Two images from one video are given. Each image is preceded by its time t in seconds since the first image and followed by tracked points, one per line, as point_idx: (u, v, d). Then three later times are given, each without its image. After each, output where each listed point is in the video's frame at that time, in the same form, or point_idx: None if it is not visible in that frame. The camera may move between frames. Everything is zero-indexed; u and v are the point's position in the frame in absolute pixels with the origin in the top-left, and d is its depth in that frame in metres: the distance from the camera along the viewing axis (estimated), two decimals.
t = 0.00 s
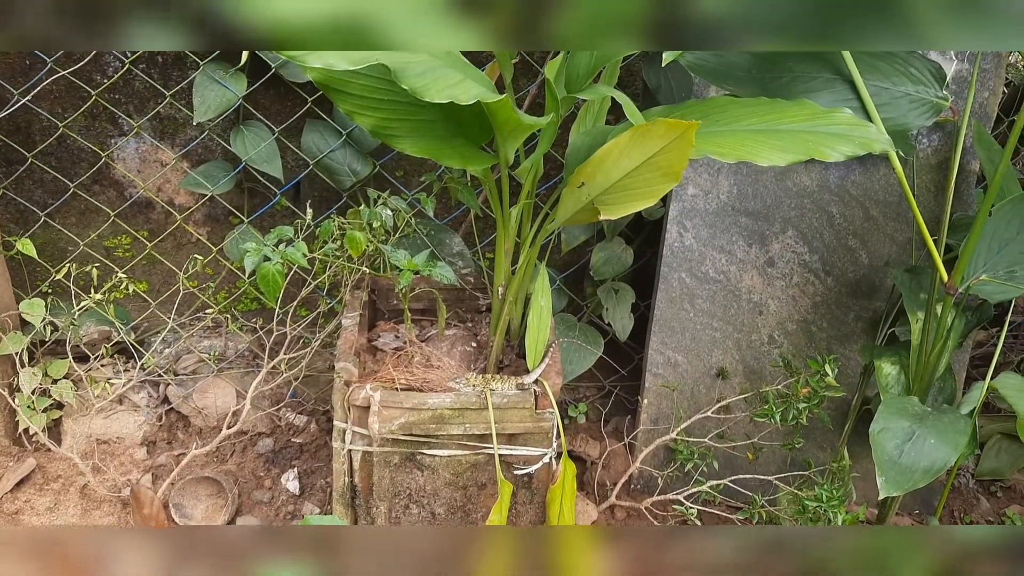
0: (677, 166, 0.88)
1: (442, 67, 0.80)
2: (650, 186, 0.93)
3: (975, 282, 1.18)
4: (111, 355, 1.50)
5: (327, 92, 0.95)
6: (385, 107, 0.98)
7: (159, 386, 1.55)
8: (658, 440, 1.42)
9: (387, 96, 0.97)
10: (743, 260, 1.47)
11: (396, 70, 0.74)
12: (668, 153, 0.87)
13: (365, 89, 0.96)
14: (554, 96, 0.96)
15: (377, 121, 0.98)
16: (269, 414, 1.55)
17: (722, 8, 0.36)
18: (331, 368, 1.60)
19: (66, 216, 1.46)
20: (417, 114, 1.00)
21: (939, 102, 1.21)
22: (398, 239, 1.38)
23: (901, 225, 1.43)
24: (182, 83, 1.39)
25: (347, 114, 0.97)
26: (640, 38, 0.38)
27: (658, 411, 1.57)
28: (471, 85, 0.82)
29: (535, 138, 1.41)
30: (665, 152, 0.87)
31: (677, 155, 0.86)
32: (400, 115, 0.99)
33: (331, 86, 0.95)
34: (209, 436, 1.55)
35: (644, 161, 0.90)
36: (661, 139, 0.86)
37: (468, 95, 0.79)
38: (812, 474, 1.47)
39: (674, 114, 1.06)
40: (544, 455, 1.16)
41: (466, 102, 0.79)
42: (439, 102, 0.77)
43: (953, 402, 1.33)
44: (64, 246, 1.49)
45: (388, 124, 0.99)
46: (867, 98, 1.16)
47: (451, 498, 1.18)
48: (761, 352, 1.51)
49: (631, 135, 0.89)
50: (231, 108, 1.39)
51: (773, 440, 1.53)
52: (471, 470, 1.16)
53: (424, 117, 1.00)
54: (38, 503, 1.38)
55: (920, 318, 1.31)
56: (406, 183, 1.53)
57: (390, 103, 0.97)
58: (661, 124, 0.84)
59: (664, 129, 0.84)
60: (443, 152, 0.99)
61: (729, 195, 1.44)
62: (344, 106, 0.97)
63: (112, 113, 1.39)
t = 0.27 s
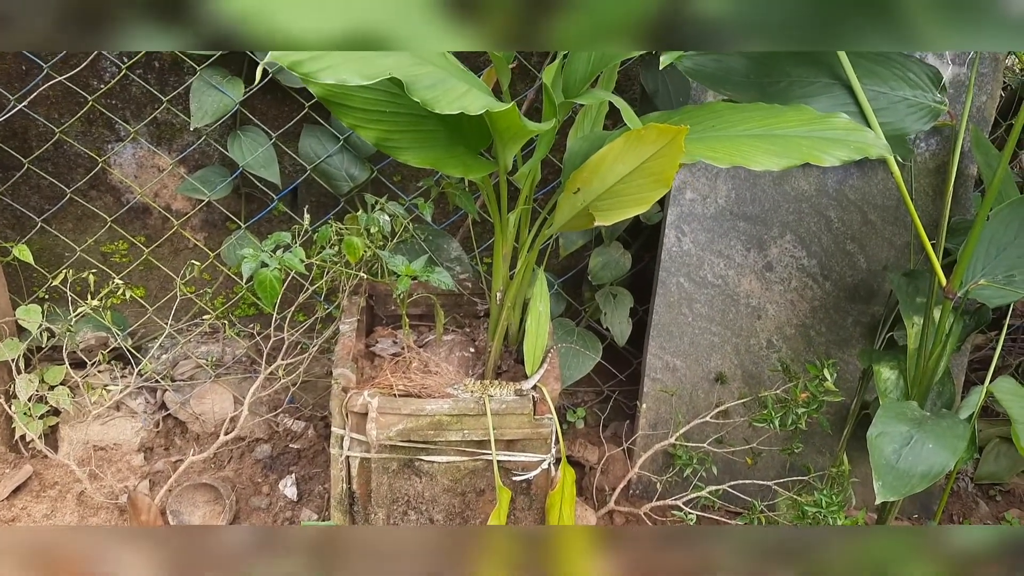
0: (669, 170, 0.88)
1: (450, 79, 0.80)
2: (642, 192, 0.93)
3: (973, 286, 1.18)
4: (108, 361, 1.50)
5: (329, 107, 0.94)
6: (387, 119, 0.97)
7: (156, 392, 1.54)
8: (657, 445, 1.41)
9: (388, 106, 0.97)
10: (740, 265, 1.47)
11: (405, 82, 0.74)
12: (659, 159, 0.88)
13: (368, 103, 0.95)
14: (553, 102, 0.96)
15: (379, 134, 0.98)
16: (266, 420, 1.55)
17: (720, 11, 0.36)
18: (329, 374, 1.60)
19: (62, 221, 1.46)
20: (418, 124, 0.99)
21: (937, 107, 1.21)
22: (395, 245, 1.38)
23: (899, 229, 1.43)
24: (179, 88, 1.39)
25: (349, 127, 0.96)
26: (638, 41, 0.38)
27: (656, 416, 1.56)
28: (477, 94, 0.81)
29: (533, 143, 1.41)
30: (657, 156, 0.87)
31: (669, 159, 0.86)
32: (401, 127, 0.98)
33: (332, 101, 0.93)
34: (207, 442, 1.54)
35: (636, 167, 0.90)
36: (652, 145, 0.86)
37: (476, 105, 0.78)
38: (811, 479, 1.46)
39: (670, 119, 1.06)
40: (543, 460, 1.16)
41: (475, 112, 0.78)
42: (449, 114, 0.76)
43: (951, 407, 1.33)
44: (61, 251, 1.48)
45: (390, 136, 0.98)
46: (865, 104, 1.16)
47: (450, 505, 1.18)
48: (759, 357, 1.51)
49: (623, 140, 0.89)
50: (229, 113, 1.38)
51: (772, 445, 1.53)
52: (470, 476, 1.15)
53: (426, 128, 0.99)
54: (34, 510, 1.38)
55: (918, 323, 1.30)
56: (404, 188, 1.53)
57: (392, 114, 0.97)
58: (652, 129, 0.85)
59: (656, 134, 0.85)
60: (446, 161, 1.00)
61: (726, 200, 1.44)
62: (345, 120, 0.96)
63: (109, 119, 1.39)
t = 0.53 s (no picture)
0: (671, 176, 0.88)
1: (433, 83, 0.83)
2: (643, 197, 0.93)
3: (970, 292, 1.17)
4: (103, 367, 1.49)
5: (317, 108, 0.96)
6: (376, 121, 0.98)
7: (151, 398, 1.54)
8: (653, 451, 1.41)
9: (377, 108, 0.97)
10: (738, 270, 1.46)
11: (381, 87, 0.76)
12: (660, 163, 0.88)
13: (357, 105, 0.97)
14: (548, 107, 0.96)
15: (368, 135, 0.99)
16: (262, 426, 1.54)
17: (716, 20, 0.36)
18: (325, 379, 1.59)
19: (58, 226, 1.46)
20: (408, 127, 0.99)
21: (934, 112, 1.21)
22: (391, 250, 1.38)
23: (897, 234, 1.43)
24: (174, 93, 1.39)
25: (338, 128, 0.98)
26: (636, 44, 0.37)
27: (653, 421, 1.56)
28: (460, 101, 0.83)
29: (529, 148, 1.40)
30: (659, 162, 0.87)
31: (671, 165, 0.86)
32: (391, 129, 0.99)
33: (321, 102, 0.95)
34: (202, 448, 1.54)
35: (636, 172, 0.90)
36: (652, 151, 0.86)
37: (455, 112, 0.80)
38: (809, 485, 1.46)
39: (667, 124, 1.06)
40: (539, 467, 1.15)
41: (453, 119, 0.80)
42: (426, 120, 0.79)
43: (949, 413, 1.32)
44: (56, 256, 1.48)
45: (380, 138, 0.99)
46: (862, 109, 1.15)
47: (445, 511, 1.17)
48: (757, 362, 1.50)
49: (623, 146, 0.89)
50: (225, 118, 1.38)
51: (769, 451, 1.53)
52: (465, 483, 1.15)
53: (416, 130, 0.99)
54: (28, 517, 1.37)
55: (916, 328, 1.30)
56: (401, 193, 1.52)
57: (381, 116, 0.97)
58: (653, 135, 0.85)
59: (657, 140, 0.85)
60: (436, 165, 1.00)
61: (724, 205, 1.43)
62: (334, 121, 0.97)
63: (104, 124, 1.39)
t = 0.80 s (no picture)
0: (657, 186, 0.89)
1: (422, 92, 0.83)
2: (632, 207, 0.93)
3: (968, 300, 1.17)
4: (104, 375, 1.50)
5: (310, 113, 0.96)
6: (370, 127, 0.98)
7: (152, 405, 1.55)
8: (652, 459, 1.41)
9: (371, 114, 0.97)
10: (737, 277, 1.46)
11: (367, 96, 0.78)
12: (647, 174, 0.89)
13: (351, 111, 0.97)
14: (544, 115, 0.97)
15: (361, 141, 0.99)
16: (262, 434, 1.54)
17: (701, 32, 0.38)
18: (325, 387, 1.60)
19: (59, 234, 1.47)
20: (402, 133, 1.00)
21: (929, 120, 1.21)
22: (390, 258, 1.38)
23: (895, 242, 1.43)
24: (176, 102, 1.40)
25: (331, 134, 0.98)
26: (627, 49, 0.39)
27: (653, 429, 1.56)
28: (450, 110, 0.83)
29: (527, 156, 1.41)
30: (646, 172, 0.88)
31: (657, 175, 0.87)
32: (385, 135, 0.99)
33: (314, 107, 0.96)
34: (202, 455, 1.54)
35: (624, 182, 0.91)
36: (640, 161, 0.87)
37: (441, 120, 0.81)
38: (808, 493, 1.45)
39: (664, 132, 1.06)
40: (537, 475, 1.15)
41: (439, 128, 0.81)
42: (411, 128, 0.80)
43: (948, 421, 1.32)
44: (58, 264, 1.49)
45: (374, 144, 0.99)
46: (858, 117, 1.15)
47: (443, 519, 1.17)
48: (756, 370, 1.50)
49: (612, 155, 0.90)
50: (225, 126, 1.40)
51: (769, 459, 1.52)
52: (464, 490, 1.15)
53: (409, 137, 1.00)
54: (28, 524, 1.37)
55: (915, 336, 1.29)
56: (400, 202, 1.53)
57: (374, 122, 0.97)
58: (639, 144, 0.86)
59: (643, 149, 0.86)
60: (430, 172, 1.00)
61: (723, 213, 1.44)
62: (327, 126, 0.98)
63: (106, 132, 1.40)
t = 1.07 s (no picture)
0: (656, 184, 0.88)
1: (427, 89, 0.83)
2: (631, 205, 0.93)
3: (975, 297, 1.17)
4: (106, 373, 1.50)
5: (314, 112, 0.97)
6: (374, 126, 0.98)
7: (154, 403, 1.54)
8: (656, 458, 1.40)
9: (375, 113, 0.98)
10: (742, 276, 1.46)
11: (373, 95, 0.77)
12: (645, 172, 0.88)
13: (356, 110, 0.97)
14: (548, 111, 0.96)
15: (366, 140, 0.99)
16: (264, 432, 1.54)
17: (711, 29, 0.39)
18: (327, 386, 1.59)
19: (62, 232, 1.47)
20: (406, 132, 1.00)
21: (936, 117, 1.20)
22: (393, 256, 1.38)
23: (901, 240, 1.42)
24: (179, 99, 1.40)
25: (336, 133, 0.99)
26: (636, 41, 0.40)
27: (657, 428, 1.55)
28: (456, 107, 0.83)
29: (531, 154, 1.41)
30: (644, 169, 0.87)
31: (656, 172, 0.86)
32: (390, 134, 0.99)
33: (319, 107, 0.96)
34: (204, 454, 1.54)
35: (623, 180, 0.91)
36: (638, 159, 0.86)
37: (447, 119, 0.80)
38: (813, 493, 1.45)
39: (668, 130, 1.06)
40: (540, 473, 1.15)
41: (445, 125, 0.80)
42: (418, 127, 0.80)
43: (954, 420, 1.31)
44: (61, 262, 1.49)
45: (378, 143, 0.99)
46: (864, 114, 1.15)
47: (446, 518, 1.17)
48: (761, 369, 1.50)
49: (610, 154, 0.89)
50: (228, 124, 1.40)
51: (774, 458, 1.51)
52: (466, 489, 1.15)
53: (413, 136, 1.00)
54: (30, 522, 1.37)
55: (921, 334, 1.29)
56: (404, 200, 1.53)
57: (379, 121, 0.97)
58: (637, 142, 0.85)
59: (641, 147, 0.85)
60: (433, 170, 0.99)
61: (727, 211, 1.43)
62: (332, 125, 0.98)
63: (109, 130, 1.40)
